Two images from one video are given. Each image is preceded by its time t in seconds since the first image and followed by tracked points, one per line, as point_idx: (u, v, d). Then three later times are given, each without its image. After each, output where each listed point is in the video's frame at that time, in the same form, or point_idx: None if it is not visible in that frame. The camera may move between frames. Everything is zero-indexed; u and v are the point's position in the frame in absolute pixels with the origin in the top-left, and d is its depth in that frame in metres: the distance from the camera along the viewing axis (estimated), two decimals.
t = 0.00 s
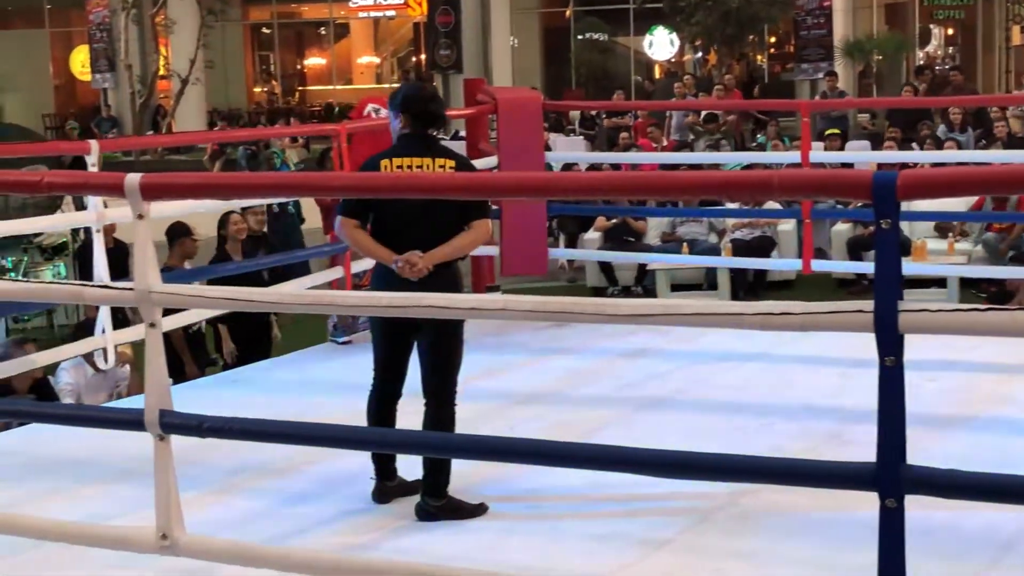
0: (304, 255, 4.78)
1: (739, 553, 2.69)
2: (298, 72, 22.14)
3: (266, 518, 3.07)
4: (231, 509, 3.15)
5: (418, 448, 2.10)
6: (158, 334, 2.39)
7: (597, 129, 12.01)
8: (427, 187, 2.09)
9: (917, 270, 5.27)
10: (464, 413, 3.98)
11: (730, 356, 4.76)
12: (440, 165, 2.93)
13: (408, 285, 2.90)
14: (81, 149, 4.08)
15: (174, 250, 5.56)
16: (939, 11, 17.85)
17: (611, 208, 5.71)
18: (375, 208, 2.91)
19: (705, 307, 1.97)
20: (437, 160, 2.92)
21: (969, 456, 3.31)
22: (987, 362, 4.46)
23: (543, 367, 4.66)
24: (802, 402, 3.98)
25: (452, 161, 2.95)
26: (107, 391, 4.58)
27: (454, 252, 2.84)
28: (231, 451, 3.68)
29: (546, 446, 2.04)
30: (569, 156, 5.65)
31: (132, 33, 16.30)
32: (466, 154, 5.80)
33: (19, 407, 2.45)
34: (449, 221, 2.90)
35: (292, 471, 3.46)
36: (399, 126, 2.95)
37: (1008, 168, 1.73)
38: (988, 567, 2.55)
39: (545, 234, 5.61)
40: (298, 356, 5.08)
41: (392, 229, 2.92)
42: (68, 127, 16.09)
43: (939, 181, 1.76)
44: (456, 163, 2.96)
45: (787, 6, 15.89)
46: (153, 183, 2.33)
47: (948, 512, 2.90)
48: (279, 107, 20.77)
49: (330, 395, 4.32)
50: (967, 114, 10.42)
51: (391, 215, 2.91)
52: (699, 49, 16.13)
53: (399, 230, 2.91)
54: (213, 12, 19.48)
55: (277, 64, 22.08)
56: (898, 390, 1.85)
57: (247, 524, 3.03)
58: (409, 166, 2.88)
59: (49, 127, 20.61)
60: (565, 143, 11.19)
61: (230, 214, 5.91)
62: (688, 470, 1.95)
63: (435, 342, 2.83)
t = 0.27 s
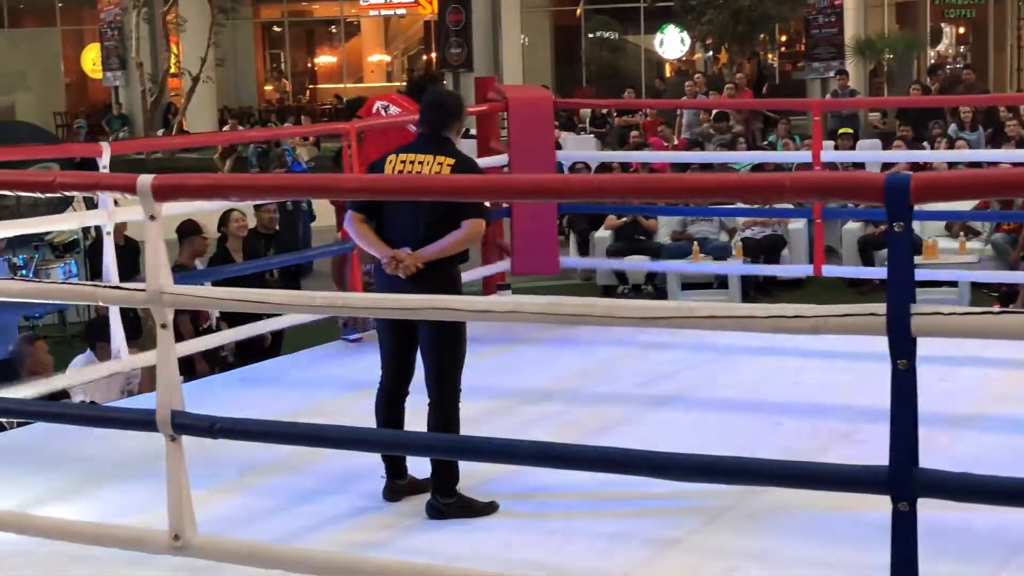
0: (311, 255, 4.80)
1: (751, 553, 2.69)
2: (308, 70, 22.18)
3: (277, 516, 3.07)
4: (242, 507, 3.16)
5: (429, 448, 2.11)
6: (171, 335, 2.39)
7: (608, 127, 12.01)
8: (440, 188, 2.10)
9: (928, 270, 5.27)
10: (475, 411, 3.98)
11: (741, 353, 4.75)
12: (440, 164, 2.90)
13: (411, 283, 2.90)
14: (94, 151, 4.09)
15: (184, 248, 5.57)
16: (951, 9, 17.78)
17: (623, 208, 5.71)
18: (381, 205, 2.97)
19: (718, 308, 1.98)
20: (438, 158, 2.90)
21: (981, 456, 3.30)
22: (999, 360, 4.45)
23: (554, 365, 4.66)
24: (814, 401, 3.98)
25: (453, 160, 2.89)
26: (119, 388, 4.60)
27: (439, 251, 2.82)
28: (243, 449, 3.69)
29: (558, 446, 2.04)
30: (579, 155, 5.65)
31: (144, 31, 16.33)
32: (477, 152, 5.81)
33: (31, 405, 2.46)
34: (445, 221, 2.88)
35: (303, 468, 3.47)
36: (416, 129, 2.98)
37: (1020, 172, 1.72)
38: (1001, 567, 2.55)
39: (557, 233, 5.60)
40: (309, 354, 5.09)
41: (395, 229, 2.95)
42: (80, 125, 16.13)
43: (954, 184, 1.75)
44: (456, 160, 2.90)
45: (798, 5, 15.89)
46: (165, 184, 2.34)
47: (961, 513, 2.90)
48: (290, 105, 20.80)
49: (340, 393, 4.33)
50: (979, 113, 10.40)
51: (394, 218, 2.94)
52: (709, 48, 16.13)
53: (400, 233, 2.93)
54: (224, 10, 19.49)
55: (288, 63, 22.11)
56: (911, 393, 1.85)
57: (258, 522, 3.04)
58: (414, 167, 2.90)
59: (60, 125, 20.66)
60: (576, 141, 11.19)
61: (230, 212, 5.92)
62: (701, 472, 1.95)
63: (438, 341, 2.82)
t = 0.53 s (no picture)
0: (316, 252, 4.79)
1: (757, 552, 2.69)
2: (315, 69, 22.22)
3: (284, 515, 3.07)
4: (250, 505, 3.16)
5: (435, 446, 2.11)
6: (178, 329, 2.38)
7: (614, 126, 12.01)
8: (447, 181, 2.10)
9: (935, 270, 5.26)
10: (481, 411, 3.98)
11: (747, 353, 4.75)
12: (431, 162, 2.87)
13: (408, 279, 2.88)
14: (98, 144, 4.09)
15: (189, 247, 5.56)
16: (957, 9, 17.72)
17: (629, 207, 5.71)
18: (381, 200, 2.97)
19: (726, 303, 1.97)
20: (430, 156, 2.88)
21: (989, 456, 3.29)
22: (1006, 360, 4.44)
23: (560, 365, 4.66)
24: (820, 401, 3.97)
25: (444, 159, 2.87)
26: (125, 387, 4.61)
27: (424, 253, 2.80)
28: (250, 448, 3.69)
29: (565, 443, 2.04)
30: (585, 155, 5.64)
31: (150, 30, 16.37)
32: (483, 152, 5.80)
33: (39, 403, 2.46)
34: (437, 220, 2.86)
35: (310, 468, 3.47)
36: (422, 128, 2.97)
37: None
38: (1008, 567, 2.54)
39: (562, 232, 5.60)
40: (316, 353, 5.09)
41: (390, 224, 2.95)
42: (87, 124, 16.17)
43: (962, 178, 1.75)
44: (447, 158, 2.86)
45: (804, 4, 15.90)
46: (173, 178, 2.34)
47: (968, 513, 2.89)
48: (295, 105, 20.84)
49: (346, 392, 4.33)
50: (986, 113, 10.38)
51: (391, 214, 2.93)
52: (715, 48, 16.14)
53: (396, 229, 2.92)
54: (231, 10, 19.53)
55: (294, 62, 22.15)
56: (919, 388, 1.84)
57: (264, 520, 3.04)
58: (413, 164, 2.89)
59: (67, 125, 20.70)
60: (582, 141, 11.19)
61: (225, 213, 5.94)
62: (709, 469, 1.95)
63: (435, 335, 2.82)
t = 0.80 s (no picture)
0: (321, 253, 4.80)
1: (763, 552, 2.69)
2: (319, 70, 22.21)
3: (289, 515, 3.07)
4: (255, 505, 3.16)
5: (442, 447, 2.11)
6: (183, 332, 2.38)
7: (618, 126, 12.00)
8: (451, 183, 2.10)
9: (940, 270, 5.25)
10: (486, 411, 3.98)
11: (752, 353, 4.74)
12: (422, 163, 2.87)
13: (411, 277, 2.88)
14: (104, 145, 4.09)
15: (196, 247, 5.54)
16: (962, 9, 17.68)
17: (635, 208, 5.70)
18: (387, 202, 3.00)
19: (733, 305, 1.97)
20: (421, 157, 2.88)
21: (994, 456, 3.29)
22: (1011, 360, 4.43)
23: (565, 365, 4.66)
24: (826, 400, 3.97)
25: (433, 158, 2.86)
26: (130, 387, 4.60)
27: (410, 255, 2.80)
28: (256, 448, 3.69)
29: (572, 444, 2.04)
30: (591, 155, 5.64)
31: (155, 31, 16.38)
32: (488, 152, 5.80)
33: (44, 403, 2.46)
34: (430, 216, 2.82)
35: (316, 468, 3.47)
36: (425, 125, 2.97)
37: None
38: (1014, 567, 2.54)
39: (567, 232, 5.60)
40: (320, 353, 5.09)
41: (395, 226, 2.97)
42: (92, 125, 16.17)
43: (967, 180, 1.75)
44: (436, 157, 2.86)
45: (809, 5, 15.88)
46: (180, 180, 2.34)
47: (974, 513, 2.89)
48: (300, 105, 20.84)
49: (351, 391, 4.33)
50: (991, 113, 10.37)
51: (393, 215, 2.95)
52: (720, 48, 16.13)
53: (402, 230, 2.91)
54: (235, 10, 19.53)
55: (299, 63, 22.15)
56: (925, 391, 1.84)
57: (269, 520, 3.04)
58: (408, 165, 2.90)
59: (71, 125, 20.70)
60: (586, 142, 11.19)
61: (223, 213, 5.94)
62: (715, 471, 1.95)
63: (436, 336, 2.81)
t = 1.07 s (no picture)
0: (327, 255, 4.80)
1: (769, 553, 2.68)
2: (325, 70, 22.20)
3: (295, 516, 3.08)
4: (262, 505, 3.17)
5: (448, 452, 2.11)
6: (190, 337, 2.38)
7: (624, 127, 12.00)
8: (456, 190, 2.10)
9: (946, 270, 5.24)
10: (492, 411, 3.98)
11: (758, 353, 4.74)
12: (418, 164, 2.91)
13: (418, 275, 2.90)
14: (110, 147, 4.10)
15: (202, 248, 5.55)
16: (968, 9, 17.64)
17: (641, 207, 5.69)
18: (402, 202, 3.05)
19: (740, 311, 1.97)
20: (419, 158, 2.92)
21: (1000, 457, 3.28)
22: (1018, 361, 4.43)
23: (570, 365, 4.66)
24: (832, 401, 3.97)
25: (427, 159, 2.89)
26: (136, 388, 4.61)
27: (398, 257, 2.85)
28: (261, 449, 3.69)
29: (578, 449, 2.04)
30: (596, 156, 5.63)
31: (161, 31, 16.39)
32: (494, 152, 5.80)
33: (50, 406, 2.46)
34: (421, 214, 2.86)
35: (323, 469, 3.47)
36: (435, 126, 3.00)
37: None
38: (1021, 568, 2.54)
39: (573, 231, 5.60)
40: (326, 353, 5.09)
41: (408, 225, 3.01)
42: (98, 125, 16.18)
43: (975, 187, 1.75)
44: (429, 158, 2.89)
45: (815, 5, 15.87)
46: (186, 185, 2.34)
47: (980, 514, 2.89)
48: (305, 105, 20.84)
49: (357, 392, 4.33)
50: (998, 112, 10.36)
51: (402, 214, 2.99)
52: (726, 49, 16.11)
53: (409, 231, 2.96)
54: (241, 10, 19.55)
55: (304, 63, 22.16)
56: (932, 396, 1.84)
57: (276, 521, 3.04)
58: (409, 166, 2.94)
59: (77, 125, 20.72)
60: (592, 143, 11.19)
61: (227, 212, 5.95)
62: (722, 475, 1.95)
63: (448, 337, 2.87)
